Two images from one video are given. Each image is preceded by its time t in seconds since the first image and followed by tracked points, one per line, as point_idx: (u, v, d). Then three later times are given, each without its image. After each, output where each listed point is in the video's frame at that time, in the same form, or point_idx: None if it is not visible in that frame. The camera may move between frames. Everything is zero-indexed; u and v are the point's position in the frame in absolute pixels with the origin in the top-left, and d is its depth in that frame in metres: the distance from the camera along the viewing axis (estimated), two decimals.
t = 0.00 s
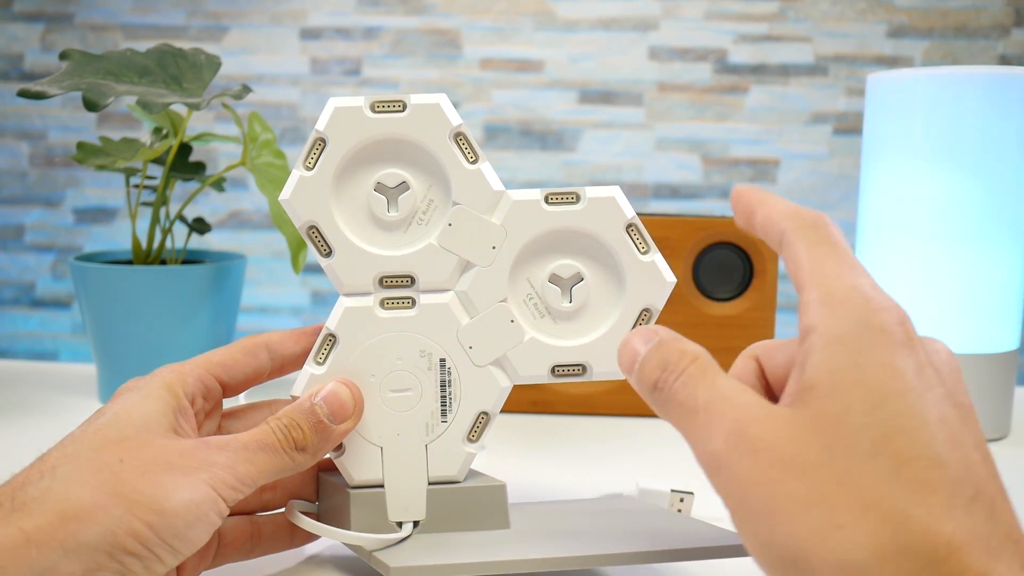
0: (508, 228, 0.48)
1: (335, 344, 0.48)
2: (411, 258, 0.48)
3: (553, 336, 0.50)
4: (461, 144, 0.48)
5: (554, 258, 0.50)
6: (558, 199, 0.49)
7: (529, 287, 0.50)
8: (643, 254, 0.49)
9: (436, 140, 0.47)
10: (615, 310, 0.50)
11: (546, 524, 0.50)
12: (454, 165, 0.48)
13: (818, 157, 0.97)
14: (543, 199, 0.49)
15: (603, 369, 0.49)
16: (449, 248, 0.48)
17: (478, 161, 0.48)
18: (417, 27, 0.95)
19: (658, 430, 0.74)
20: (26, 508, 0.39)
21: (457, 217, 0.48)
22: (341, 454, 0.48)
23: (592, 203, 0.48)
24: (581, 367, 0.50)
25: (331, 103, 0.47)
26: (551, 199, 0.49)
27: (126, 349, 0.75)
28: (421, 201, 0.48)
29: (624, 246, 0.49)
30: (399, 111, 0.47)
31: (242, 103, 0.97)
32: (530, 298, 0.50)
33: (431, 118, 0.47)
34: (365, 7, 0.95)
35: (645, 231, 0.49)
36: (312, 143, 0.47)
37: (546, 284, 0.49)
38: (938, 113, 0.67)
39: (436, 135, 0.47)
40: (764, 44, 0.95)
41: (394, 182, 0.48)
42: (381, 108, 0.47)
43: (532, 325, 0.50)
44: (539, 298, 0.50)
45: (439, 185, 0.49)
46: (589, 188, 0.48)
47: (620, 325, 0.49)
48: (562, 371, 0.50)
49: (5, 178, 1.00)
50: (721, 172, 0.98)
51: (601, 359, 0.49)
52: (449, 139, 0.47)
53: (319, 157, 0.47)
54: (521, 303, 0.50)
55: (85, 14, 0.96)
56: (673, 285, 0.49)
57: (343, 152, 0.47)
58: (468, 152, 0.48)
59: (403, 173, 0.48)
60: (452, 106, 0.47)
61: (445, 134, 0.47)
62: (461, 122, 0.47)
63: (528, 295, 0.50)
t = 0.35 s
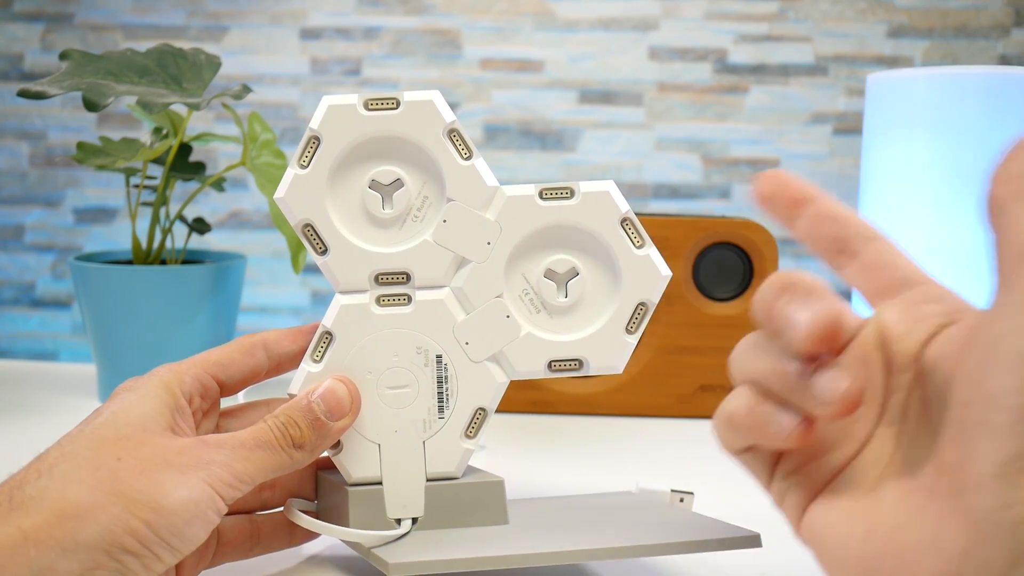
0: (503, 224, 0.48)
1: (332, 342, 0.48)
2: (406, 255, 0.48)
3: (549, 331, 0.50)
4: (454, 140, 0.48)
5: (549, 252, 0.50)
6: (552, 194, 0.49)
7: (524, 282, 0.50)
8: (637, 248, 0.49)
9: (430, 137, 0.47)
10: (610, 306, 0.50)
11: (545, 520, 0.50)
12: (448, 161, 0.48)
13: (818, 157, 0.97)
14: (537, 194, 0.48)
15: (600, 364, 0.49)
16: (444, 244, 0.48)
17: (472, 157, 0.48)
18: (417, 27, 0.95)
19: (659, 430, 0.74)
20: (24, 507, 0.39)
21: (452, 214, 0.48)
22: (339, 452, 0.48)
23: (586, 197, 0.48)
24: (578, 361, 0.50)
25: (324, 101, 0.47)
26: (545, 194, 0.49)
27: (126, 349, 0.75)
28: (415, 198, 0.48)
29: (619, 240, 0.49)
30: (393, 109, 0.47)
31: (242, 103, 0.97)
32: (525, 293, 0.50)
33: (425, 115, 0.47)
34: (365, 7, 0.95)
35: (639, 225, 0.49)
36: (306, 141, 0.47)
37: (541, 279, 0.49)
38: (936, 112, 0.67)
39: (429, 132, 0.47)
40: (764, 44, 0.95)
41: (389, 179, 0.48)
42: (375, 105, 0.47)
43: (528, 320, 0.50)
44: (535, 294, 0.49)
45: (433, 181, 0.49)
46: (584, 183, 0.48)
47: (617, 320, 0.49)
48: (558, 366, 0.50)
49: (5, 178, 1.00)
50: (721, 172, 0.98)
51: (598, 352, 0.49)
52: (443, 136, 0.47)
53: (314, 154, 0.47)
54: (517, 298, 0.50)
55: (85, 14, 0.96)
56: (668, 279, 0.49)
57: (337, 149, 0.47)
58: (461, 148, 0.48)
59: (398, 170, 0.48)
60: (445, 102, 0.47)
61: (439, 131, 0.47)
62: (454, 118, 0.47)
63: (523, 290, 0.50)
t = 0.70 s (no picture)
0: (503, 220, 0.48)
1: (333, 339, 0.48)
2: (407, 251, 0.48)
3: (550, 327, 0.50)
4: (454, 136, 0.48)
5: (550, 249, 0.50)
6: (552, 190, 0.49)
7: (525, 279, 0.50)
8: (639, 244, 0.49)
9: (429, 133, 0.47)
10: (611, 302, 0.50)
11: (546, 518, 0.50)
12: (447, 157, 0.48)
13: (818, 157, 0.97)
14: (537, 189, 0.48)
15: (601, 360, 0.49)
16: (444, 241, 0.48)
17: (471, 153, 0.48)
18: (417, 27, 0.95)
19: (659, 430, 0.74)
20: (25, 507, 0.39)
21: (452, 211, 0.48)
22: (341, 449, 0.48)
23: (586, 193, 0.48)
24: (580, 358, 0.50)
25: (323, 98, 0.47)
26: (545, 189, 0.49)
27: (126, 348, 0.75)
28: (415, 195, 0.48)
29: (620, 236, 0.49)
30: (392, 105, 0.47)
31: (242, 103, 0.97)
32: (526, 290, 0.50)
33: (424, 110, 0.47)
34: (365, 7, 0.95)
35: (641, 221, 0.49)
36: (306, 138, 0.47)
37: (542, 275, 0.49)
38: (937, 112, 0.67)
39: (429, 127, 0.47)
40: (764, 44, 0.95)
41: (388, 176, 0.48)
42: (374, 101, 0.47)
43: (529, 317, 0.50)
44: (536, 290, 0.49)
45: (433, 178, 0.49)
46: (584, 178, 0.48)
47: (618, 316, 0.49)
48: (559, 362, 0.50)
49: (5, 178, 1.00)
50: (721, 172, 0.98)
51: (599, 349, 0.49)
52: (442, 131, 0.47)
53: (313, 152, 0.47)
54: (518, 295, 0.50)
55: (85, 14, 0.96)
56: (669, 275, 0.48)
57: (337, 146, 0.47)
58: (461, 144, 0.48)
59: (397, 166, 0.48)
60: (444, 98, 0.47)
61: (438, 126, 0.47)
62: (453, 113, 0.47)
63: (524, 287, 0.50)
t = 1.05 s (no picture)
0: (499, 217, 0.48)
1: (329, 336, 0.48)
2: (403, 249, 0.48)
3: (545, 324, 0.50)
4: (450, 133, 0.48)
5: (546, 247, 0.50)
6: (549, 187, 0.49)
7: (521, 276, 0.50)
8: (635, 241, 0.49)
9: (425, 130, 0.47)
10: (608, 299, 0.50)
11: (542, 512, 0.50)
12: (443, 154, 0.48)
13: (818, 157, 0.97)
14: (534, 186, 0.48)
15: (598, 357, 0.49)
16: (440, 238, 0.48)
17: (467, 150, 0.48)
18: (417, 27, 0.95)
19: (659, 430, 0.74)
20: (24, 505, 0.39)
21: (448, 208, 0.48)
22: (338, 446, 0.48)
23: (583, 190, 0.48)
24: (576, 354, 0.50)
25: (319, 95, 0.47)
26: (542, 186, 0.49)
27: (125, 348, 0.75)
28: (412, 192, 0.48)
29: (616, 233, 0.49)
30: (388, 102, 0.47)
31: (242, 103, 0.97)
32: (522, 287, 0.50)
33: (420, 108, 0.47)
34: (365, 7, 0.95)
35: (637, 218, 0.49)
36: (301, 136, 0.47)
37: (538, 272, 0.49)
38: (937, 111, 0.67)
39: (425, 125, 0.47)
40: (764, 44, 0.95)
41: (385, 174, 0.48)
42: (370, 99, 0.47)
43: (525, 314, 0.50)
44: (532, 287, 0.49)
45: (429, 175, 0.49)
46: (580, 175, 0.48)
47: (615, 313, 0.49)
48: (556, 359, 0.50)
49: (5, 178, 1.00)
50: (721, 172, 0.98)
51: (596, 345, 0.49)
52: (439, 129, 0.47)
53: (308, 150, 0.47)
54: (514, 292, 0.50)
55: (85, 14, 0.96)
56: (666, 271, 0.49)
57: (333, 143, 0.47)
58: (457, 141, 0.48)
59: (394, 164, 0.48)
60: (440, 95, 0.47)
61: (434, 123, 0.47)
62: (449, 111, 0.47)
63: (520, 284, 0.50)
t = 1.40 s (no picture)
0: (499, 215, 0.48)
1: (329, 335, 0.48)
2: (403, 247, 0.48)
3: (546, 322, 0.50)
4: (450, 130, 0.48)
5: (545, 245, 0.50)
6: (548, 184, 0.49)
7: (522, 275, 0.50)
8: (635, 238, 0.49)
9: (424, 128, 0.47)
10: (608, 297, 0.50)
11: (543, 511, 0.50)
12: (443, 152, 0.48)
13: (818, 157, 0.97)
14: (533, 183, 0.48)
15: (599, 354, 0.49)
16: (440, 236, 0.48)
17: (467, 147, 0.48)
18: (417, 27, 0.95)
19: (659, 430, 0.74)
20: (23, 505, 0.39)
21: (447, 205, 0.48)
22: (339, 445, 0.48)
23: (583, 187, 0.48)
24: (577, 353, 0.50)
25: (318, 94, 0.47)
26: (541, 183, 0.49)
27: (126, 349, 0.75)
28: (411, 190, 0.49)
29: (616, 230, 0.49)
30: (387, 100, 0.47)
31: (242, 103, 0.97)
32: (523, 285, 0.50)
33: (419, 105, 0.47)
34: (365, 7, 0.95)
35: (638, 215, 0.49)
36: (301, 135, 0.47)
37: (539, 270, 0.49)
38: (937, 111, 0.67)
39: (424, 122, 0.47)
40: (764, 45, 0.95)
41: (384, 171, 0.48)
42: (369, 97, 0.47)
43: (526, 312, 0.50)
44: (533, 285, 0.49)
45: (429, 173, 0.49)
46: (580, 172, 0.48)
47: (615, 311, 0.49)
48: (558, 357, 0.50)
49: (5, 178, 1.00)
50: (721, 172, 0.98)
51: (597, 344, 0.49)
52: (438, 126, 0.47)
53: (307, 148, 0.47)
54: (514, 290, 0.50)
55: (85, 14, 0.96)
56: (667, 268, 0.49)
57: (332, 141, 0.47)
58: (457, 139, 0.48)
59: (393, 162, 0.48)
60: (439, 93, 0.47)
61: (434, 121, 0.47)
62: (448, 108, 0.47)
63: (521, 282, 0.50)
